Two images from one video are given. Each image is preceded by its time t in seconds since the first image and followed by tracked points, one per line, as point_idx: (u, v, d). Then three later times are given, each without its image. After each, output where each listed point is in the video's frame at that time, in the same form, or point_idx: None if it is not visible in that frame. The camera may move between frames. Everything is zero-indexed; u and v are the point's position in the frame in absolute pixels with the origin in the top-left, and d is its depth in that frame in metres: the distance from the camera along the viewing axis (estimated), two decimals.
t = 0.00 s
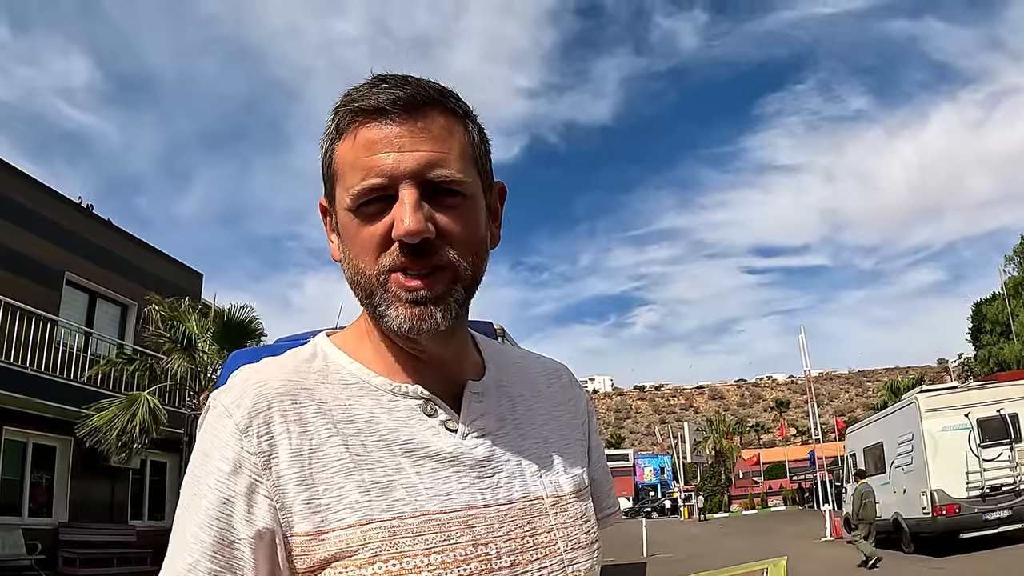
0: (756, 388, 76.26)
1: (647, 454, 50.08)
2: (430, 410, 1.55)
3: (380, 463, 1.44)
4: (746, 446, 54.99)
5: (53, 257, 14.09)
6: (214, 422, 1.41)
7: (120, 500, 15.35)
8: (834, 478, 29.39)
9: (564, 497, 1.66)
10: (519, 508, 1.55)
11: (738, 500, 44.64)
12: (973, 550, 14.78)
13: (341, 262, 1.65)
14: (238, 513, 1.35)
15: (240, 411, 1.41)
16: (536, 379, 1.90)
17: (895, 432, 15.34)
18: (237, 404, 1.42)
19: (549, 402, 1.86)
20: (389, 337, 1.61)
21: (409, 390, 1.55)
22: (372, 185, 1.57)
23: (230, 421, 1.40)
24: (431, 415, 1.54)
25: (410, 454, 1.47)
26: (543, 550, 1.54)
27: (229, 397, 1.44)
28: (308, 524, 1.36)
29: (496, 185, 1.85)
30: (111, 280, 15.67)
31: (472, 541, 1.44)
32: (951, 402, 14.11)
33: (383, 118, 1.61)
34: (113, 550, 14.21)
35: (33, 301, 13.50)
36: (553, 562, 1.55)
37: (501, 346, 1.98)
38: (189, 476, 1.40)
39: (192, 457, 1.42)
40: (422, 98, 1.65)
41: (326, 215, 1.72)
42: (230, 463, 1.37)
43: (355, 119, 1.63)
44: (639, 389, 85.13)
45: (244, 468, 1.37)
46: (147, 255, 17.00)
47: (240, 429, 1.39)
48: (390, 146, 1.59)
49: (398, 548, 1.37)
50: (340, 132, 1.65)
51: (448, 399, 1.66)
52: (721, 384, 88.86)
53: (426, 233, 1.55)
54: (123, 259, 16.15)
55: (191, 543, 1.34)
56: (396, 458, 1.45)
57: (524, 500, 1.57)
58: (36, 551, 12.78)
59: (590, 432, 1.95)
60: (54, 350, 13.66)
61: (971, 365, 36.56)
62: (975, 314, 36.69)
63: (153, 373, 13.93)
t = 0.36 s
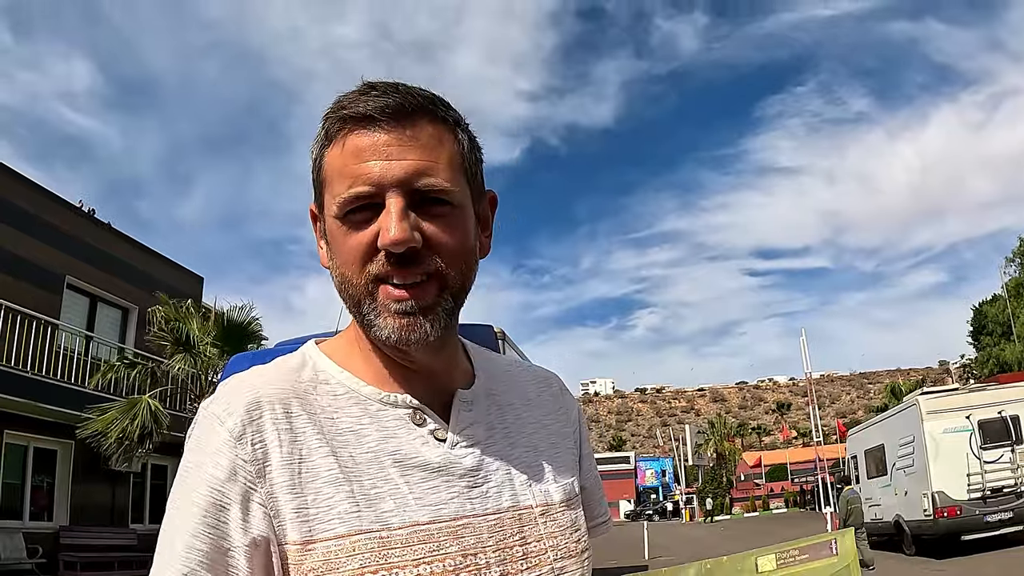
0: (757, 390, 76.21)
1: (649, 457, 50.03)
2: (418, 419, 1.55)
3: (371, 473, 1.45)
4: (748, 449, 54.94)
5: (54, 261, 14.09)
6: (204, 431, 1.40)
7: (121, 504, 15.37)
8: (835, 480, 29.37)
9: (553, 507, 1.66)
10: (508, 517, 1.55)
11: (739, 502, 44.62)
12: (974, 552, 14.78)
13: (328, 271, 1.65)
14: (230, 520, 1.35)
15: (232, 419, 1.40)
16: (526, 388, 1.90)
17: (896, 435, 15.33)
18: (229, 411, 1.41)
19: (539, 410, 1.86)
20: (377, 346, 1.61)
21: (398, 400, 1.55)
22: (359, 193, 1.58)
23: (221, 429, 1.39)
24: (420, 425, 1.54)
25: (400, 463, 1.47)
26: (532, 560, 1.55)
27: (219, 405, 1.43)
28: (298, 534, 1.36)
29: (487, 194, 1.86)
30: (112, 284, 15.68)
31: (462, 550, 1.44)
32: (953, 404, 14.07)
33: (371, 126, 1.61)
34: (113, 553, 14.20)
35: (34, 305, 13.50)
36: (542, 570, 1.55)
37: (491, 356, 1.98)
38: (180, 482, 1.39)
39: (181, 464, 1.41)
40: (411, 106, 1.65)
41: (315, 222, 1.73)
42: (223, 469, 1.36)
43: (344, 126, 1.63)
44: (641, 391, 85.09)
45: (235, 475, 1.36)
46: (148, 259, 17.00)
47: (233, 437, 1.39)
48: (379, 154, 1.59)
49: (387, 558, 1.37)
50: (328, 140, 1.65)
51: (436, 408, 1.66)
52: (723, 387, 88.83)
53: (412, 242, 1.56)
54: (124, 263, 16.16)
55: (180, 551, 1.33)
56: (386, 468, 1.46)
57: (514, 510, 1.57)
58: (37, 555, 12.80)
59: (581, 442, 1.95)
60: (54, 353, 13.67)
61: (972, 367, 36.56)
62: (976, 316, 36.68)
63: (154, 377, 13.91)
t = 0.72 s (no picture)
0: (758, 392, 76.18)
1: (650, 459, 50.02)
2: (412, 421, 1.55)
3: (368, 477, 1.45)
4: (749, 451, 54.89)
5: (54, 264, 14.09)
6: (201, 436, 1.38)
7: (122, 507, 15.36)
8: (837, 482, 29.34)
9: (545, 506, 1.67)
10: (503, 517, 1.55)
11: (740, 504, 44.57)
12: (975, 554, 14.75)
13: (390, 259, 1.58)
14: (243, 529, 1.33)
15: (230, 425, 1.39)
16: (510, 386, 1.91)
17: (897, 436, 15.33)
18: (227, 416, 1.40)
19: (528, 410, 1.87)
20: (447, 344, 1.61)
21: (389, 402, 1.55)
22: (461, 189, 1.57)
23: (219, 434, 1.38)
24: (412, 426, 1.54)
25: (395, 467, 1.47)
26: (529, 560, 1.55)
27: (215, 411, 1.42)
28: (301, 537, 1.36)
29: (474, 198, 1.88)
30: (113, 287, 15.68)
31: (460, 552, 1.44)
32: (953, 406, 14.07)
33: (463, 126, 1.62)
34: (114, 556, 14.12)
35: (34, 308, 13.49)
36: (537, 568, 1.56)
37: (474, 357, 1.98)
38: (179, 489, 1.36)
39: (179, 470, 1.38)
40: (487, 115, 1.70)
41: (358, 208, 1.63)
42: (223, 475, 1.35)
43: (436, 120, 1.61)
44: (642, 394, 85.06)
45: (239, 479, 1.35)
46: (148, 262, 17.00)
47: (232, 442, 1.38)
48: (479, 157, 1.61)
49: (387, 561, 1.37)
50: (411, 129, 1.61)
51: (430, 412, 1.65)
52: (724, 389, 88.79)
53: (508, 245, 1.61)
54: (125, 266, 16.16)
55: (190, 558, 1.30)
56: (382, 471, 1.46)
57: (508, 510, 1.57)
58: (37, 557, 12.80)
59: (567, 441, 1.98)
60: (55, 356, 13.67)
61: (973, 369, 36.52)
62: (976, 317, 36.64)
63: (156, 377, 13.97)
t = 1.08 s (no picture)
0: (759, 394, 76.15)
1: (650, 462, 49.96)
2: (413, 422, 1.52)
3: (384, 473, 1.42)
4: (750, 453, 54.80)
5: (54, 266, 14.08)
6: (226, 425, 1.30)
7: (122, 510, 15.35)
8: (838, 484, 29.28)
9: (532, 511, 1.68)
10: (497, 521, 1.55)
11: (740, 507, 44.51)
12: (977, 556, 14.70)
13: (455, 249, 1.55)
14: (287, 524, 1.27)
15: (255, 415, 1.32)
16: (481, 392, 1.91)
17: (898, 439, 15.32)
18: (250, 405, 1.33)
19: (502, 416, 1.89)
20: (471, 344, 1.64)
21: (391, 401, 1.51)
22: (520, 200, 1.64)
23: (242, 426, 1.30)
24: (414, 428, 1.52)
25: (407, 468, 1.45)
26: (522, 563, 1.56)
27: (230, 400, 1.33)
28: (333, 533, 1.31)
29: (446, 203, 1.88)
30: (113, 289, 15.69)
31: (469, 555, 1.44)
32: (954, 408, 14.07)
33: (518, 144, 1.70)
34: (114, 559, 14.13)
35: (34, 310, 13.50)
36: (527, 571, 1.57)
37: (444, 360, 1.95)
38: (205, 486, 1.26)
39: (202, 466, 1.27)
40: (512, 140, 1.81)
41: (424, 189, 1.55)
42: (255, 467, 1.28)
43: (503, 130, 1.67)
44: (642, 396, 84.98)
45: (273, 471, 1.29)
46: (148, 265, 17.00)
47: (261, 431, 1.31)
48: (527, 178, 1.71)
49: (406, 561, 1.35)
50: (486, 133, 1.63)
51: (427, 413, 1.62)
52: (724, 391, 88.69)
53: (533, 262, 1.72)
54: (125, 269, 16.17)
55: (235, 559, 1.23)
56: (395, 470, 1.44)
57: (500, 515, 1.57)
58: (38, 561, 12.77)
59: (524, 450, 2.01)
60: (56, 358, 13.68)
61: (975, 371, 36.48)
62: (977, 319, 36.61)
63: (156, 382, 13.90)
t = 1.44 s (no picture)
0: (761, 397, 76.15)
1: (652, 465, 49.96)
2: (417, 420, 1.45)
3: (397, 462, 1.33)
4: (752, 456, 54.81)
5: (55, 269, 14.09)
6: (256, 393, 1.19)
7: (123, 513, 15.35)
8: (840, 486, 29.27)
9: (524, 514, 1.68)
10: (494, 524, 1.52)
11: (742, 509, 44.51)
12: (980, 558, 14.68)
13: (467, 244, 1.54)
14: (327, 493, 1.16)
15: (285, 383, 1.22)
16: (472, 394, 1.90)
17: (900, 441, 15.31)
18: (278, 374, 1.22)
19: (489, 420, 1.89)
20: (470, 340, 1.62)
21: (396, 394, 1.42)
22: (524, 201, 1.65)
23: (273, 392, 1.20)
24: (417, 424, 1.44)
25: (419, 460, 1.38)
26: (518, 567, 1.54)
27: (256, 367, 1.23)
28: (366, 513, 1.20)
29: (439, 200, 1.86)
30: (114, 293, 15.70)
31: (471, 551, 1.37)
32: (956, 410, 14.05)
33: (524, 146, 1.71)
34: (115, 563, 14.13)
35: (35, 313, 13.50)
36: None
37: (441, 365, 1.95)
38: (238, 457, 1.14)
39: (235, 435, 1.15)
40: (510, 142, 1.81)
41: (440, 183, 1.53)
42: (292, 434, 1.17)
43: (511, 131, 1.67)
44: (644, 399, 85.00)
45: (311, 440, 1.18)
46: (150, 268, 17.02)
47: (293, 399, 1.21)
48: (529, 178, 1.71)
49: (425, 551, 1.27)
50: (497, 132, 1.63)
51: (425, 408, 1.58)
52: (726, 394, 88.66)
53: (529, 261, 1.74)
54: (126, 272, 16.18)
55: (284, 531, 1.10)
56: (407, 460, 1.35)
57: (499, 517, 1.56)
58: (39, 564, 12.73)
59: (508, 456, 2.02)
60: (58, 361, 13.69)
61: (976, 373, 36.48)
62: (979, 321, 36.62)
63: (157, 385, 13.90)
